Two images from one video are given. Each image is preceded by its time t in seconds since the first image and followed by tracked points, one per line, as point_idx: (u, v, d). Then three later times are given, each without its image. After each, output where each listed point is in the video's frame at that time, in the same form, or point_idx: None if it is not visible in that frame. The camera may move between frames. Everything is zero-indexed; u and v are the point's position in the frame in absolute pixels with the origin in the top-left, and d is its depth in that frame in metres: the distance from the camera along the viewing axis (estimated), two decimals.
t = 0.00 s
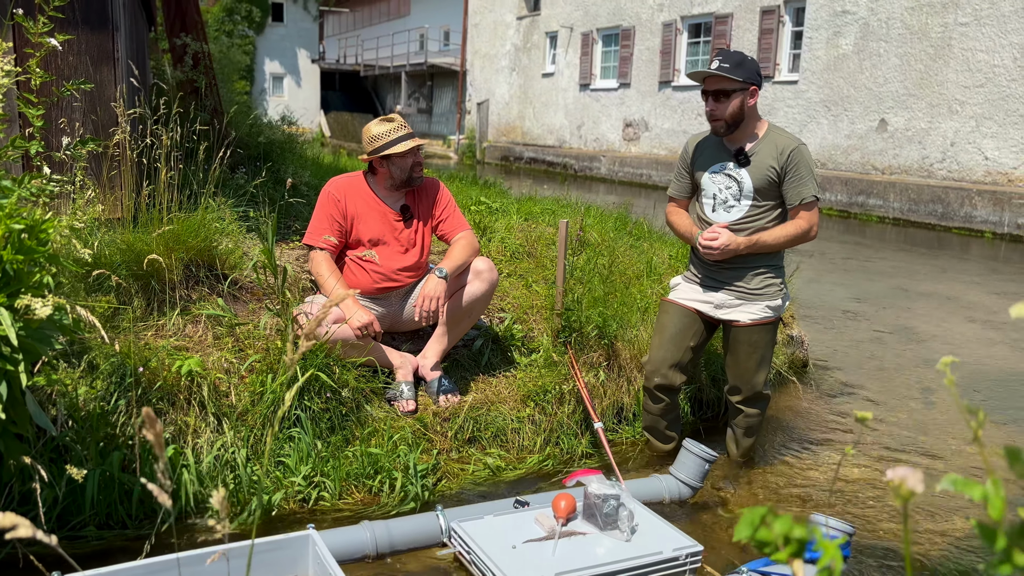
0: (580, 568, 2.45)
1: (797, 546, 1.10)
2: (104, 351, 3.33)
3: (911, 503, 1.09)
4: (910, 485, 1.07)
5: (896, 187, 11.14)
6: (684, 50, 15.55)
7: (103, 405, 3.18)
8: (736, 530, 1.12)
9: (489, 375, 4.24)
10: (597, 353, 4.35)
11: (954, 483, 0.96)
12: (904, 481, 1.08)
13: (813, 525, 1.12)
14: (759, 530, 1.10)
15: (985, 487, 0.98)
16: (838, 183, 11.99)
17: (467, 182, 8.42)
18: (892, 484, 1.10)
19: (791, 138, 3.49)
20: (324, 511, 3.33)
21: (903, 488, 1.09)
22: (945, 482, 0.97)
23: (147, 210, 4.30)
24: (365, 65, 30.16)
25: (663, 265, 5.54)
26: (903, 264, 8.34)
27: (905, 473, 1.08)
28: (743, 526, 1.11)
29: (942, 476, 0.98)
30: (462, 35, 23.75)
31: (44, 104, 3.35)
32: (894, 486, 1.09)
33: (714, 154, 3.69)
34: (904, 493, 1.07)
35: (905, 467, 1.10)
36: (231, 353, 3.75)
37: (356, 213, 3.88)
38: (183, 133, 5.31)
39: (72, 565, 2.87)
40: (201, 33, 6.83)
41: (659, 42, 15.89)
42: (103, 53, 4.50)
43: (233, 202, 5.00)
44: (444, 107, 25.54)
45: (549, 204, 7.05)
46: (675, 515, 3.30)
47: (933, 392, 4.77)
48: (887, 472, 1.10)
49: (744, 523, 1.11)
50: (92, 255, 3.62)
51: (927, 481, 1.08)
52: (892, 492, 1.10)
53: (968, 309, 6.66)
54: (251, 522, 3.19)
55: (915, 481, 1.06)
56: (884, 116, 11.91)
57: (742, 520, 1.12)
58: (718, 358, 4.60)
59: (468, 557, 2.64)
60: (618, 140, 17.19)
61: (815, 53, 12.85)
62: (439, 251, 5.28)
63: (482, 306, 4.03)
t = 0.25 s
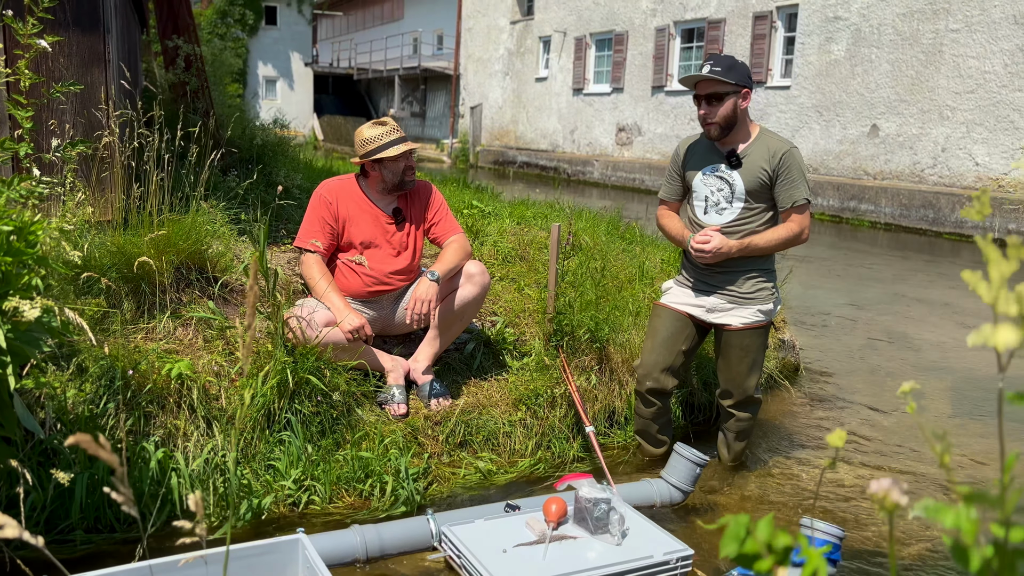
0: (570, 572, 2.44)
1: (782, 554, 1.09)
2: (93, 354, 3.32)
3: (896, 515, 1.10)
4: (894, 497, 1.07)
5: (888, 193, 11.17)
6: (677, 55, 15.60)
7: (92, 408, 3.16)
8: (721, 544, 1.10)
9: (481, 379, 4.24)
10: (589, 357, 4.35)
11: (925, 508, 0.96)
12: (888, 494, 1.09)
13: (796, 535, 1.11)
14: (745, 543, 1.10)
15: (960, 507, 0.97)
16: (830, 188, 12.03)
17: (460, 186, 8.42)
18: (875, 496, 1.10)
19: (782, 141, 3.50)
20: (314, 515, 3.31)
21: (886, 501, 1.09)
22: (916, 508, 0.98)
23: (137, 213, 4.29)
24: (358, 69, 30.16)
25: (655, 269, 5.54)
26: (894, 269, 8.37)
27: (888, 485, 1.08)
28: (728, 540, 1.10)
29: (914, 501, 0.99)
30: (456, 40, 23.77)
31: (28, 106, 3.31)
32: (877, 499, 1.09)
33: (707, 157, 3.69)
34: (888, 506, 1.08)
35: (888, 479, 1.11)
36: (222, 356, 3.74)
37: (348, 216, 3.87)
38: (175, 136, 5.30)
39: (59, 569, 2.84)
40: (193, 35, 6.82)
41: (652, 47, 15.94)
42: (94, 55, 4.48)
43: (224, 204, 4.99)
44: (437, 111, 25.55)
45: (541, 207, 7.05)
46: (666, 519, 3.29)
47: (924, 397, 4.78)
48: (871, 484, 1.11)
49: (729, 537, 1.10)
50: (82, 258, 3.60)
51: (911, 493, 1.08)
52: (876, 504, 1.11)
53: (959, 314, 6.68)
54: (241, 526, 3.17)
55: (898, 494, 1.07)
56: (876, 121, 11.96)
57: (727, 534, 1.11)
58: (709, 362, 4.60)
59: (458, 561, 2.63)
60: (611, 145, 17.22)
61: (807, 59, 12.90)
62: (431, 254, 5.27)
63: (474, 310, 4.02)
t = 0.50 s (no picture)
0: None
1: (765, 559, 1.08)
2: (80, 357, 3.29)
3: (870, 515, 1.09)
4: (868, 498, 1.07)
5: (879, 198, 11.22)
6: (669, 60, 15.66)
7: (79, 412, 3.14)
8: (702, 545, 1.08)
9: (471, 383, 4.23)
10: (580, 362, 4.35)
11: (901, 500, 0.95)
12: (862, 495, 1.07)
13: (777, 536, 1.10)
14: (727, 544, 1.08)
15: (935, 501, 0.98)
16: (821, 194, 12.07)
17: (452, 190, 8.42)
18: (849, 497, 1.09)
19: (771, 146, 3.51)
20: (303, 520, 3.29)
21: (861, 502, 1.08)
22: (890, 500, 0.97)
23: (127, 216, 4.27)
24: (351, 73, 30.16)
25: (646, 274, 5.54)
26: (884, 274, 8.39)
27: (861, 486, 1.07)
28: (710, 541, 1.08)
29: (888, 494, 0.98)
30: (449, 44, 23.79)
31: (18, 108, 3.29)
32: (852, 501, 1.08)
33: (696, 163, 3.70)
34: (863, 506, 1.06)
35: (861, 480, 1.10)
36: (211, 360, 3.72)
37: (338, 219, 3.86)
38: (165, 139, 5.28)
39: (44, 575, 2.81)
40: (184, 39, 6.80)
41: (644, 52, 15.99)
42: (84, 57, 4.47)
43: (214, 208, 4.97)
44: (430, 115, 25.55)
45: (533, 212, 7.05)
46: (655, 524, 3.28)
47: (913, 402, 4.79)
48: (845, 485, 1.10)
49: (710, 537, 1.08)
50: (70, 261, 3.58)
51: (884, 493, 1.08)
52: (851, 504, 1.10)
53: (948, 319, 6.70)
54: (229, 531, 3.15)
55: (873, 495, 1.06)
56: (866, 127, 12.02)
57: (708, 535, 1.09)
58: (700, 367, 4.60)
59: (447, 566, 2.61)
60: (603, 149, 17.25)
61: (798, 64, 12.96)
62: (422, 258, 5.26)
63: (464, 314, 4.01)
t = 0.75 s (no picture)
0: None
1: (765, 560, 1.09)
2: (69, 361, 3.27)
3: (871, 517, 1.10)
4: (872, 499, 1.08)
5: (870, 203, 11.26)
6: (661, 66, 15.71)
7: (67, 416, 3.11)
8: (703, 544, 1.09)
9: (463, 387, 4.22)
10: (571, 365, 4.35)
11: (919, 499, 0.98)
12: (864, 496, 1.08)
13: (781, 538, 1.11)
14: (726, 543, 1.09)
15: (954, 503, 1.00)
16: (812, 198, 12.11)
17: (444, 193, 8.41)
18: (852, 497, 1.10)
19: (761, 151, 3.52)
20: (294, 524, 3.28)
21: (863, 503, 1.09)
22: (910, 497, 0.99)
23: (117, 219, 4.25)
24: (344, 77, 30.14)
25: (638, 278, 5.55)
26: (874, 279, 8.43)
27: (865, 487, 1.08)
28: (709, 538, 1.09)
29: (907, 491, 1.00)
30: (441, 49, 23.80)
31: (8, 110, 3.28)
32: (855, 501, 1.09)
33: (687, 167, 3.70)
34: (868, 507, 1.08)
35: (867, 480, 1.11)
36: (201, 363, 3.70)
37: (329, 223, 3.86)
38: (156, 141, 5.26)
39: None
40: (175, 42, 6.79)
41: (637, 57, 16.03)
42: (74, 60, 4.45)
43: (206, 211, 4.95)
44: (423, 119, 25.55)
45: (525, 216, 7.05)
46: (647, 528, 3.28)
47: (903, 406, 4.81)
48: (848, 486, 1.11)
49: (711, 536, 1.09)
50: (59, 263, 3.56)
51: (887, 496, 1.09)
52: (853, 507, 1.11)
53: (938, 324, 6.73)
54: (218, 536, 3.13)
55: (876, 496, 1.07)
56: (857, 132, 12.07)
57: (708, 533, 1.10)
58: (691, 371, 4.61)
59: (437, 571, 2.60)
60: (596, 154, 17.27)
61: (790, 70, 13.01)
62: (414, 262, 5.26)
63: (456, 318, 4.01)
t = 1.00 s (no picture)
0: None
1: (756, 563, 1.09)
2: (59, 365, 3.24)
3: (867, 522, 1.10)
4: (867, 505, 1.08)
5: (861, 207, 11.29)
6: (654, 69, 15.75)
7: (57, 420, 3.09)
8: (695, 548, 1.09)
9: (455, 391, 4.21)
10: (564, 369, 4.34)
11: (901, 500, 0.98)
12: (862, 501, 1.09)
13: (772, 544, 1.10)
14: (719, 550, 1.08)
15: (935, 504, 1.00)
16: (804, 203, 12.15)
17: (437, 197, 8.41)
18: (850, 502, 1.10)
19: (754, 156, 3.53)
20: (285, 529, 3.26)
21: (860, 507, 1.09)
22: (891, 498, 1.00)
23: (108, 222, 4.23)
24: (337, 80, 30.11)
25: (631, 281, 5.55)
26: (866, 282, 8.46)
27: (862, 492, 1.09)
28: (702, 545, 1.09)
29: (889, 491, 1.01)
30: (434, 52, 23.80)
31: None
32: (851, 506, 1.10)
33: (681, 171, 3.71)
34: (862, 512, 1.08)
35: (863, 487, 1.11)
36: (192, 367, 3.68)
37: (322, 226, 3.85)
38: (147, 144, 5.24)
39: None
40: (168, 44, 6.77)
41: (629, 61, 16.06)
42: (65, 62, 4.44)
43: (198, 214, 4.94)
44: (415, 123, 25.53)
45: (518, 219, 7.05)
46: (639, 532, 3.28)
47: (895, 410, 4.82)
48: (845, 491, 1.11)
49: (703, 542, 1.09)
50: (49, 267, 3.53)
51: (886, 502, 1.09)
52: (850, 511, 1.11)
53: (930, 328, 6.75)
54: (209, 540, 3.11)
55: (873, 501, 1.07)
56: (849, 137, 12.12)
57: (701, 539, 1.10)
58: (684, 375, 4.61)
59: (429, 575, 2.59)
60: (589, 158, 17.29)
61: (782, 74, 13.06)
62: (407, 265, 5.25)
63: (449, 321, 4.00)
